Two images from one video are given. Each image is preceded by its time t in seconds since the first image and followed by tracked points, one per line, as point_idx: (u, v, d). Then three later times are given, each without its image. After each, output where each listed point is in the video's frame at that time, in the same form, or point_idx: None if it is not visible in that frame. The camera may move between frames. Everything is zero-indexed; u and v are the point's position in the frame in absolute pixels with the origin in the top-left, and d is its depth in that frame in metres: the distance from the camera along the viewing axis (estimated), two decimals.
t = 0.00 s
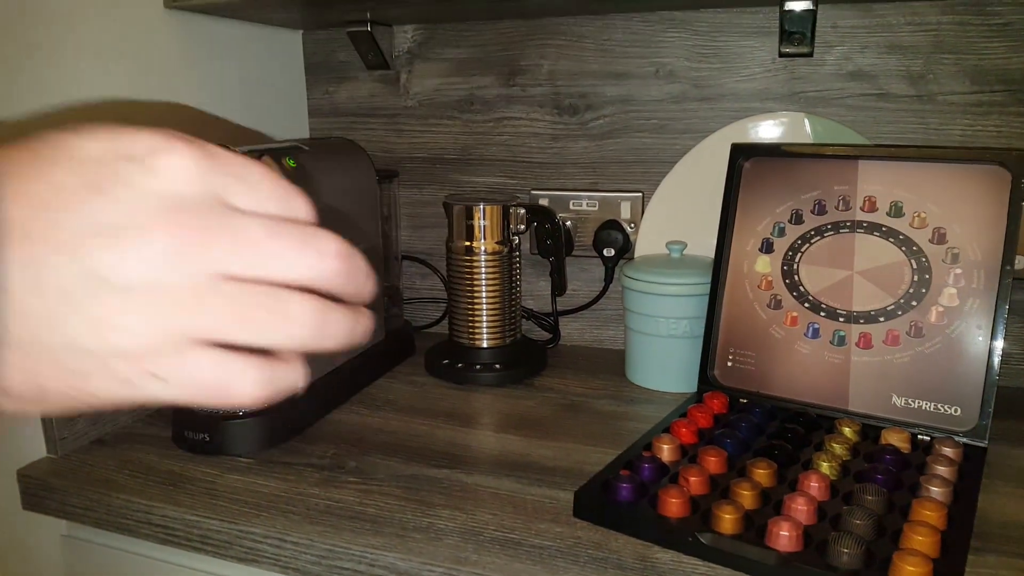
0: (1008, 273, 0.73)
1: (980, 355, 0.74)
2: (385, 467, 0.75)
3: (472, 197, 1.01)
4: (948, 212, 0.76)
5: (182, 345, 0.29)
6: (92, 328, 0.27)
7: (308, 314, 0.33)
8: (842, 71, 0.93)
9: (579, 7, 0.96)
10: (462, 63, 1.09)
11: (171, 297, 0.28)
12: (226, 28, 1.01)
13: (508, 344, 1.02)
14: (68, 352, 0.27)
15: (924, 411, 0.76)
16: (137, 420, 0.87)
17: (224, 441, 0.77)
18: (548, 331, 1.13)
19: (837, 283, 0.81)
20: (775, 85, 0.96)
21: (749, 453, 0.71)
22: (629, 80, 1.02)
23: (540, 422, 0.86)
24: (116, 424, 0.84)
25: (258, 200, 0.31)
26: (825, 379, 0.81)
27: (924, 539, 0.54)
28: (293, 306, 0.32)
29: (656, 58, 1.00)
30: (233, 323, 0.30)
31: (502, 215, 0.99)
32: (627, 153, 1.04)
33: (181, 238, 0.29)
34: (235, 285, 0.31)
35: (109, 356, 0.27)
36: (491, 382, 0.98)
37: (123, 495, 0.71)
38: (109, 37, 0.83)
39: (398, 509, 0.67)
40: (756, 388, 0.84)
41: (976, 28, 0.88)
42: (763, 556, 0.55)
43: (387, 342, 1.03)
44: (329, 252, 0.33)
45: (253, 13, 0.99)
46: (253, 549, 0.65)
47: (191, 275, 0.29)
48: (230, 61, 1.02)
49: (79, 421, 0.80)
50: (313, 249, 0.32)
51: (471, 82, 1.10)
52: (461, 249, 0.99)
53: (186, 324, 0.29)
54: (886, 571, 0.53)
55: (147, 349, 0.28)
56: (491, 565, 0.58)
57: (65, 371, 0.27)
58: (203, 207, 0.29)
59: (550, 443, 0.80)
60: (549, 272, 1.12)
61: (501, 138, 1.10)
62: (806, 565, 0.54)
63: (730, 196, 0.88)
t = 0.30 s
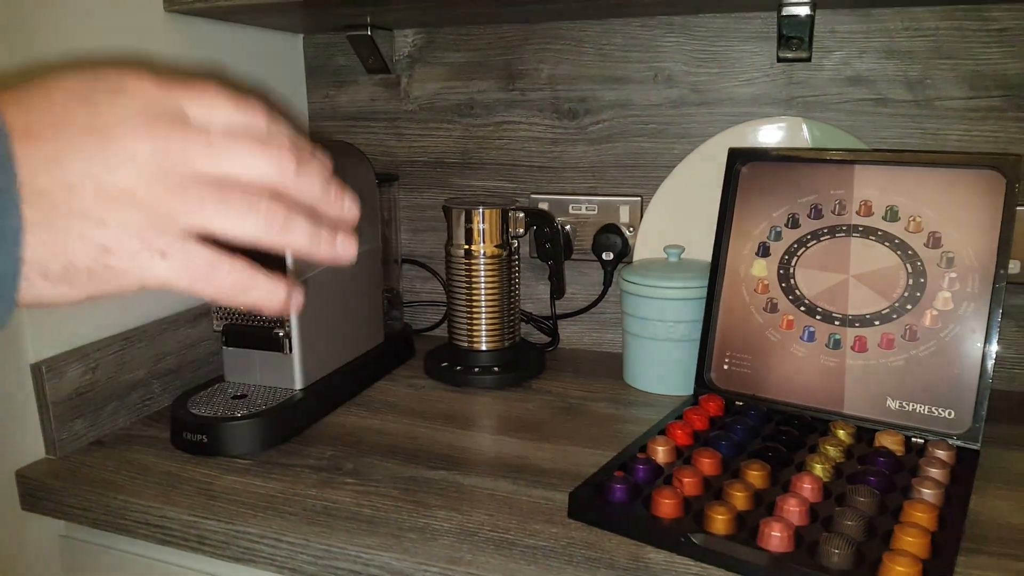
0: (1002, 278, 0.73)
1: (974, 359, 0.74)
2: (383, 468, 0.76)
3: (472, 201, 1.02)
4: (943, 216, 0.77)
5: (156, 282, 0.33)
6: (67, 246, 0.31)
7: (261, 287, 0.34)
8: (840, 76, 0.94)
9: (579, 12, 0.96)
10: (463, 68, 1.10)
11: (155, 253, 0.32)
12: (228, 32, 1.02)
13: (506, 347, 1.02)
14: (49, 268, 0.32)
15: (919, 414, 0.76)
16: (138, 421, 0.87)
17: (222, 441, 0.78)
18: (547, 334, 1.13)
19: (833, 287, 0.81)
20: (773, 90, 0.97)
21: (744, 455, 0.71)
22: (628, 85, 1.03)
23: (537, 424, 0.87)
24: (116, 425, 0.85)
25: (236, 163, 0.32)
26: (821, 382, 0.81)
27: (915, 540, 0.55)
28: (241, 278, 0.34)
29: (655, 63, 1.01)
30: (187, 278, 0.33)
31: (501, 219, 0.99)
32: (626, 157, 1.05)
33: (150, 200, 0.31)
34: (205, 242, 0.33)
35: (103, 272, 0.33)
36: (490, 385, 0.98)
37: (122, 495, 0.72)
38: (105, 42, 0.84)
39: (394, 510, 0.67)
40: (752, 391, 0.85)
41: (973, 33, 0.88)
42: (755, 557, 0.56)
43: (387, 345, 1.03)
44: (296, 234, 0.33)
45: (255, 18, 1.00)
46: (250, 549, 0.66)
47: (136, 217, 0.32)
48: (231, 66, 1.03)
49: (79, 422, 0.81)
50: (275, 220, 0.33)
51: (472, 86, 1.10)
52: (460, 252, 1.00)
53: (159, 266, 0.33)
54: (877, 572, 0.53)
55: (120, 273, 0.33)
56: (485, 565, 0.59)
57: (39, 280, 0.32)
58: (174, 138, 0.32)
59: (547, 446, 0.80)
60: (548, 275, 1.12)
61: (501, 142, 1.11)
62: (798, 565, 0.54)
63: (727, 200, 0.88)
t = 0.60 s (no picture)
0: (999, 275, 0.73)
1: (972, 356, 0.74)
2: (382, 463, 0.76)
3: (472, 198, 1.02)
4: (941, 214, 0.77)
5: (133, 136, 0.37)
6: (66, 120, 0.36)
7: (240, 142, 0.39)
8: (839, 74, 0.94)
9: (578, 10, 0.97)
10: (463, 66, 1.11)
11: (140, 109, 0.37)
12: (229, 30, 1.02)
13: (506, 344, 1.02)
14: (36, 135, 0.36)
15: (916, 412, 0.76)
16: (139, 416, 0.88)
17: (222, 436, 0.78)
18: (546, 332, 1.13)
19: (831, 285, 0.82)
20: (772, 89, 0.97)
21: (740, 451, 0.72)
22: (627, 83, 1.03)
23: (535, 420, 0.87)
24: (118, 420, 0.85)
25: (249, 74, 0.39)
26: (818, 379, 0.82)
27: (909, 536, 0.55)
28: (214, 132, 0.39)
29: (655, 61, 1.01)
30: (158, 128, 0.37)
31: (501, 217, 1.00)
32: (625, 156, 1.05)
33: (105, 58, 0.35)
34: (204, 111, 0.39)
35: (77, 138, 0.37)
36: (488, 381, 0.98)
37: (122, 488, 0.73)
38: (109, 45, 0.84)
39: (392, 504, 0.68)
40: (750, 388, 0.85)
41: (972, 32, 0.88)
42: (749, 552, 0.56)
43: (387, 341, 1.04)
44: (250, 71, 0.39)
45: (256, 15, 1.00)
46: (250, 542, 0.66)
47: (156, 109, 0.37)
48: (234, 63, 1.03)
49: (81, 417, 0.81)
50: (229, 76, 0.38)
51: (472, 84, 1.11)
52: (459, 249, 1.00)
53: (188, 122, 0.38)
54: (871, 566, 0.54)
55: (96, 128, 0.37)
56: (482, 559, 0.59)
57: (30, 147, 0.36)
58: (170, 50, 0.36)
59: (545, 442, 0.81)
60: (547, 273, 1.13)
61: (501, 140, 1.11)
62: (792, 560, 0.55)
63: (726, 198, 0.88)
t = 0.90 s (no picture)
0: (999, 274, 0.74)
1: (972, 355, 0.75)
2: (384, 462, 0.77)
3: (474, 199, 1.03)
4: (941, 213, 0.77)
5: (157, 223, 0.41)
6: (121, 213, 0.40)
7: (270, 249, 0.43)
8: (839, 74, 0.94)
9: (579, 11, 0.97)
10: (465, 67, 1.11)
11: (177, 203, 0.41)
12: (232, 32, 1.03)
13: (508, 344, 1.03)
14: (85, 220, 0.40)
15: (917, 410, 0.77)
16: (144, 416, 0.89)
17: (226, 436, 0.79)
18: (549, 331, 1.14)
19: (832, 284, 0.82)
20: (773, 89, 0.97)
21: (741, 450, 0.72)
22: (628, 83, 1.03)
23: (537, 420, 0.87)
24: (123, 420, 0.86)
25: (240, 139, 0.42)
26: (819, 379, 0.82)
27: (908, 533, 0.55)
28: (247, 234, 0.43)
29: (656, 62, 1.01)
30: (196, 232, 0.42)
31: (503, 217, 1.00)
32: (627, 156, 1.06)
33: (168, 162, 0.41)
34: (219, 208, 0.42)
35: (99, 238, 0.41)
36: (491, 381, 0.99)
37: (127, 487, 0.73)
38: (111, 49, 0.85)
39: (394, 502, 0.68)
40: (751, 388, 0.85)
41: (973, 31, 0.88)
42: (748, 549, 0.56)
43: (390, 341, 1.04)
44: (296, 188, 0.42)
45: (259, 18, 1.01)
46: (253, 540, 0.67)
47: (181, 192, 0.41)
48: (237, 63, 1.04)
49: (87, 417, 0.82)
50: (274, 178, 0.42)
51: (474, 85, 1.11)
52: (462, 249, 1.01)
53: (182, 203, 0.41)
54: (869, 564, 0.54)
55: (143, 227, 0.41)
56: (483, 557, 0.60)
57: (78, 230, 0.40)
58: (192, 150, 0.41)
59: (546, 441, 0.81)
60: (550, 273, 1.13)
61: (503, 141, 1.11)
62: (791, 558, 0.55)
63: (726, 198, 0.89)
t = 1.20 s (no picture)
0: (1000, 276, 0.74)
1: (972, 355, 0.75)
2: (386, 456, 0.77)
3: (478, 197, 1.03)
4: (943, 214, 0.77)
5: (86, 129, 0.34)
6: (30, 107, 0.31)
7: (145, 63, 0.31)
8: (844, 74, 0.94)
9: (585, 10, 0.98)
10: (470, 64, 1.11)
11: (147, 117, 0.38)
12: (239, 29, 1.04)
13: (511, 341, 1.03)
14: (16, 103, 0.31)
15: (916, 410, 0.77)
16: (148, 408, 0.89)
17: (229, 429, 0.80)
18: (551, 329, 1.14)
19: (833, 284, 0.82)
20: (777, 88, 0.98)
21: (740, 448, 0.72)
22: (633, 82, 1.03)
23: (539, 416, 0.88)
24: (127, 412, 0.87)
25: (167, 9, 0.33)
26: (819, 378, 0.82)
27: (905, 532, 0.56)
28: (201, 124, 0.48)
29: (661, 61, 1.02)
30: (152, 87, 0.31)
31: (507, 214, 1.00)
32: (631, 154, 1.06)
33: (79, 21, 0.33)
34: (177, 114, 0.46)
35: None
36: (493, 378, 0.99)
37: (131, 479, 0.74)
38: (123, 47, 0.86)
39: (396, 496, 0.69)
40: (752, 386, 0.86)
41: (977, 33, 0.88)
42: (745, 546, 0.57)
43: (393, 337, 1.05)
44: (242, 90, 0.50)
45: (266, 14, 1.01)
46: (256, 532, 0.68)
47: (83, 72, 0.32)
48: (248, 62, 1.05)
49: (91, 409, 0.83)
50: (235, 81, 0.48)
51: (480, 83, 1.12)
52: (465, 246, 1.01)
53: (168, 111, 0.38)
54: (865, 561, 0.54)
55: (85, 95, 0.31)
56: (482, 550, 0.60)
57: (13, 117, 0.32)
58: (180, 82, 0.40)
59: (547, 437, 0.82)
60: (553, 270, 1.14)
61: (508, 139, 1.12)
62: (787, 554, 0.55)
63: (729, 197, 0.89)
